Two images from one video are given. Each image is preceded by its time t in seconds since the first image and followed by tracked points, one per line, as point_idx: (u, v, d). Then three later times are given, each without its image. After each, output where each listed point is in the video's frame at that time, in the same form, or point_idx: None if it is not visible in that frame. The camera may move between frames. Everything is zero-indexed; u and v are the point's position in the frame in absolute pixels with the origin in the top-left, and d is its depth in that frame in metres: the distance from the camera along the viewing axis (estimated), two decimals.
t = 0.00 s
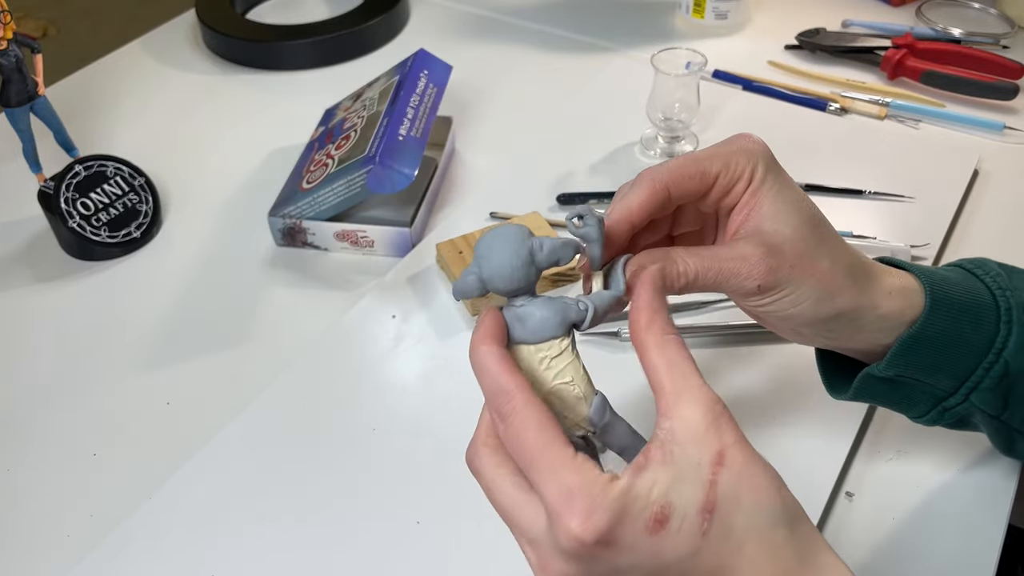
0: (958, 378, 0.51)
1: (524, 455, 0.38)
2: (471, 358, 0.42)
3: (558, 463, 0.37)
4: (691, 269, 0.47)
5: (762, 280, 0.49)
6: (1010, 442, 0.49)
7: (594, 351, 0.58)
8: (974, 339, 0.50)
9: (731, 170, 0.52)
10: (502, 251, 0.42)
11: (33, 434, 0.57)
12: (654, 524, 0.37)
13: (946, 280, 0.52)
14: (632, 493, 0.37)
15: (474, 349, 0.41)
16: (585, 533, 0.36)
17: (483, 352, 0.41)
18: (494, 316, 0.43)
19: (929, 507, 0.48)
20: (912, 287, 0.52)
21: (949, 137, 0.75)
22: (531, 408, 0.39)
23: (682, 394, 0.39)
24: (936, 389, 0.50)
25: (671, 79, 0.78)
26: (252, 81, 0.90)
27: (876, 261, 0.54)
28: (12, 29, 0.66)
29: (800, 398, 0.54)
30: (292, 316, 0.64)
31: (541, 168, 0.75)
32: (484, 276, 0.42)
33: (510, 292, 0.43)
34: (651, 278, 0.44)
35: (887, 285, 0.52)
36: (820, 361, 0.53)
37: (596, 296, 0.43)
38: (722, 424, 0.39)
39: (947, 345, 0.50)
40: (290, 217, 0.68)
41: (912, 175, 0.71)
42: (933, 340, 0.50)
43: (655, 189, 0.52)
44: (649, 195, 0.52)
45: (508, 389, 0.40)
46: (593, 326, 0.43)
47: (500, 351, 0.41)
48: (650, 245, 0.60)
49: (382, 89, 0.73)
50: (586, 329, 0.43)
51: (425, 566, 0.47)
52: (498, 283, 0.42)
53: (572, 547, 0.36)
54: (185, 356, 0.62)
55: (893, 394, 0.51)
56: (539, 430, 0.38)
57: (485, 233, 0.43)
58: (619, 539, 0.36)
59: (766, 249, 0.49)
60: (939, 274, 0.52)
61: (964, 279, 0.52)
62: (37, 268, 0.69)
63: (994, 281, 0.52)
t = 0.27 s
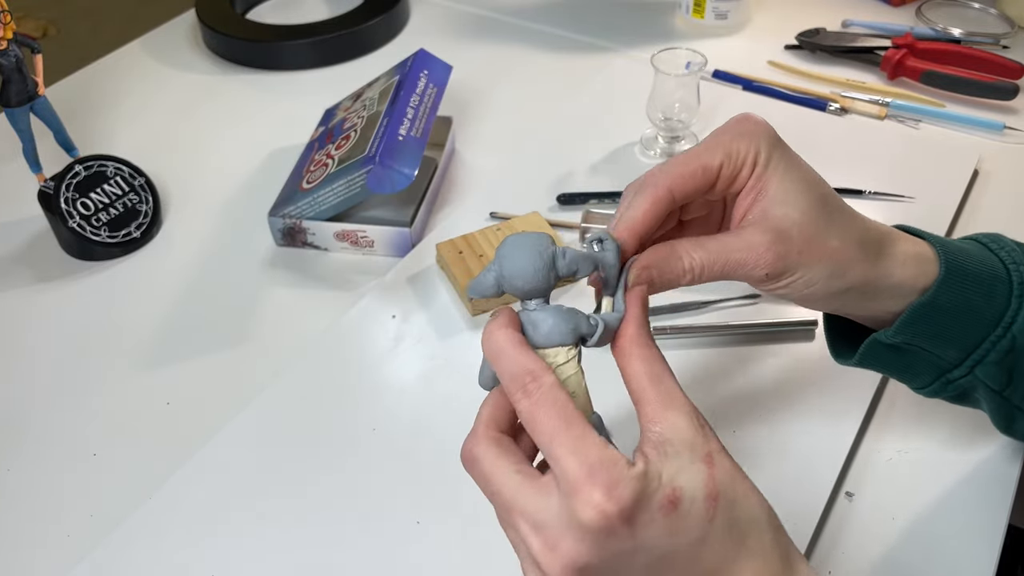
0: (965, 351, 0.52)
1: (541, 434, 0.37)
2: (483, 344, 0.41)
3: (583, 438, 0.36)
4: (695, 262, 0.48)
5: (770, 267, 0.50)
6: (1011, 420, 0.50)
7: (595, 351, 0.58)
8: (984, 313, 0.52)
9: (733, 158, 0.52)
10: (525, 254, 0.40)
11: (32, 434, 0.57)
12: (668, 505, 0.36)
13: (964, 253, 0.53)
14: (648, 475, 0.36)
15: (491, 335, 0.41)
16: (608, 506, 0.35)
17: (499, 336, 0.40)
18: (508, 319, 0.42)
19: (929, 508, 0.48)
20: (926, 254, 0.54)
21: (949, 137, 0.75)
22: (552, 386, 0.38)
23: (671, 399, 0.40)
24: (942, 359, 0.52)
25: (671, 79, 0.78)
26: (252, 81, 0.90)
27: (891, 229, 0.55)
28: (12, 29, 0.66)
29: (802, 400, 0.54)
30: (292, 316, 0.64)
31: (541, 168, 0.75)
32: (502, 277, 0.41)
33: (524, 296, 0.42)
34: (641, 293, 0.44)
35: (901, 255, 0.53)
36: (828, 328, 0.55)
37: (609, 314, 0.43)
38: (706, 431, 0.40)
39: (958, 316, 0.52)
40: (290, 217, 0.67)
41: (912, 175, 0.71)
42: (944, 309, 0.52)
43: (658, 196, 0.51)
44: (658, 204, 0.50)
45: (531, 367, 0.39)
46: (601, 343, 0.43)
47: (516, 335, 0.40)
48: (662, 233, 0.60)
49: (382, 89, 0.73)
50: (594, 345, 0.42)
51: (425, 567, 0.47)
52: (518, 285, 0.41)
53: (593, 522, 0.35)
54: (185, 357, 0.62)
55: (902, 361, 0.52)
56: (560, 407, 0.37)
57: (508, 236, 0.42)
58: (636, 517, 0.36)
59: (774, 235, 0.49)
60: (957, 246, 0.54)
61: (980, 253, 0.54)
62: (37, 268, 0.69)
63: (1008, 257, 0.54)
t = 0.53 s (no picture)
0: (980, 363, 0.52)
1: (551, 429, 0.37)
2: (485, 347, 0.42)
3: (595, 433, 0.36)
4: (711, 267, 0.47)
5: (792, 276, 0.49)
6: None
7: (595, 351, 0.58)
8: (999, 325, 0.52)
9: (759, 159, 0.51)
10: (521, 258, 0.42)
11: (32, 434, 0.57)
12: (677, 503, 0.37)
13: (981, 264, 0.53)
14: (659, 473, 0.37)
15: (497, 338, 0.41)
16: (622, 498, 0.35)
17: (504, 337, 0.41)
18: (509, 316, 0.42)
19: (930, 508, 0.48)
20: (943, 268, 0.53)
21: (949, 137, 0.75)
22: (562, 384, 0.38)
23: (678, 398, 0.40)
24: (956, 372, 0.51)
25: (671, 79, 0.78)
26: (252, 81, 0.90)
27: (913, 243, 0.54)
28: (12, 29, 0.66)
29: (801, 399, 0.54)
30: (292, 317, 0.64)
31: (541, 168, 0.75)
32: (500, 280, 0.43)
33: (522, 298, 0.43)
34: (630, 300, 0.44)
35: (923, 269, 0.53)
36: (843, 342, 0.54)
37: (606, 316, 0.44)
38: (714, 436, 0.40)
39: (973, 328, 0.52)
40: (290, 217, 0.67)
41: (912, 175, 0.71)
42: (963, 321, 0.52)
43: (677, 191, 0.52)
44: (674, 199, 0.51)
45: (539, 366, 0.39)
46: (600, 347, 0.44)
47: (521, 337, 0.41)
48: (684, 229, 0.60)
49: (382, 89, 0.73)
50: (592, 348, 0.43)
51: (425, 567, 0.47)
52: (515, 287, 0.42)
53: (606, 514, 0.35)
54: (185, 357, 0.62)
55: (917, 374, 0.52)
56: (571, 402, 0.37)
57: (506, 240, 0.44)
58: (648, 512, 0.36)
59: (797, 243, 0.48)
60: (973, 256, 0.54)
61: (996, 264, 0.54)
62: (37, 268, 0.69)
63: None
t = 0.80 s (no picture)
0: (990, 338, 0.52)
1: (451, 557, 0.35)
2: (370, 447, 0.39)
3: (486, 546, 0.35)
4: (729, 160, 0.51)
5: (793, 195, 0.52)
6: None
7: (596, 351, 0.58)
8: (1010, 300, 0.52)
9: (788, 80, 0.56)
10: (398, 361, 0.39)
11: (32, 434, 0.57)
12: None
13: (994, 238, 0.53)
14: None
15: (380, 448, 0.38)
16: None
17: (390, 448, 0.38)
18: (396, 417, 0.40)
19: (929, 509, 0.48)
20: (954, 232, 0.54)
21: (949, 137, 0.75)
22: (448, 493, 0.36)
23: (578, 480, 0.36)
24: (965, 344, 0.52)
25: (671, 79, 0.78)
26: (252, 81, 0.90)
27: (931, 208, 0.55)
28: (12, 29, 0.66)
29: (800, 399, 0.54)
30: (292, 317, 0.64)
31: (541, 168, 0.75)
32: (378, 382, 0.39)
33: (401, 398, 0.39)
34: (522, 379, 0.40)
35: (930, 229, 0.53)
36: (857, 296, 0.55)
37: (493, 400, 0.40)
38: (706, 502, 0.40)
39: (983, 302, 0.52)
40: (290, 217, 0.68)
41: (912, 175, 0.71)
42: (971, 291, 0.52)
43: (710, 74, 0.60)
44: (702, 94, 0.61)
45: (423, 479, 0.37)
46: (493, 431, 0.41)
47: (405, 439, 0.38)
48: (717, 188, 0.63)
49: (382, 89, 0.73)
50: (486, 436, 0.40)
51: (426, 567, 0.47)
52: (393, 392, 0.39)
53: None
54: (184, 357, 0.62)
55: (924, 338, 0.53)
56: (571, 457, 0.37)
57: (384, 337, 0.40)
58: None
59: (810, 162, 0.51)
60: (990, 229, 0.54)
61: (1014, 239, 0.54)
62: (37, 268, 0.69)
63: None
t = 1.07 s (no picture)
0: (971, 373, 0.50)
1: (466, 537, 0.38)
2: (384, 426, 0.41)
3: (501, 535, 0.37)
4: (681, 388, 0.52)
5: (750, 362, 0.50)
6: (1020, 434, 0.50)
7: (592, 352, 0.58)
8: (981, 342, 0.50)
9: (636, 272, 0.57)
10: (416, 336, 0.39)
11: (32, 433, 0.57)
12: None
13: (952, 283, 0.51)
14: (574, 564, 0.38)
15: (398, 430, 0.40)
16: None
17: (407, 433, 0.39)
18: (406, 398, 0.41)
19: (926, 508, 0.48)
20: (912, 288, 0.50)
21: (948, 137, 0.76)
22: (463, 477, 0.39)
23: (585, 472, 0.41)
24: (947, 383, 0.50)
25: (671, 79, 0.78)
26: (253, 81, 0.90)
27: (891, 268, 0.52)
28: (12, 30, 0.66)
29: (800, 399, 0.54)
30: (292, 317, 0.64)
31: (541, 168, 0.76)
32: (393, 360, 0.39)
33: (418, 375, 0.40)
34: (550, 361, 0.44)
35: (884, 290, 0.50)
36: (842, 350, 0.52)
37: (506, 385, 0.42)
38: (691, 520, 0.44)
39: (959, 342, 0.50)
40: (290, 217, 0.68)
41: (912, 175, 0.71)
42: (946, 333, 0.49)
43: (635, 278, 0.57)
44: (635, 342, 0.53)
45: (440, 462, 0.39)
46: (505, 414, 0.42)
47: (424, 424, 0.40)
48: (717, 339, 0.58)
49: (382, 89, 0.73)
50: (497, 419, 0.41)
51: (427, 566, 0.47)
52: (411, 369, 0.39)
53: None
54: (185, 357, 0.62)
55: (907, 382, 0.51)
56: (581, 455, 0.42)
57: (399, 312, 0.40)
58: None
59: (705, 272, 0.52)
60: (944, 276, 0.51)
61: (978, 281, 0.51)
62: (38, 268, 0.69)
63: (1008, 287, 0.51)
